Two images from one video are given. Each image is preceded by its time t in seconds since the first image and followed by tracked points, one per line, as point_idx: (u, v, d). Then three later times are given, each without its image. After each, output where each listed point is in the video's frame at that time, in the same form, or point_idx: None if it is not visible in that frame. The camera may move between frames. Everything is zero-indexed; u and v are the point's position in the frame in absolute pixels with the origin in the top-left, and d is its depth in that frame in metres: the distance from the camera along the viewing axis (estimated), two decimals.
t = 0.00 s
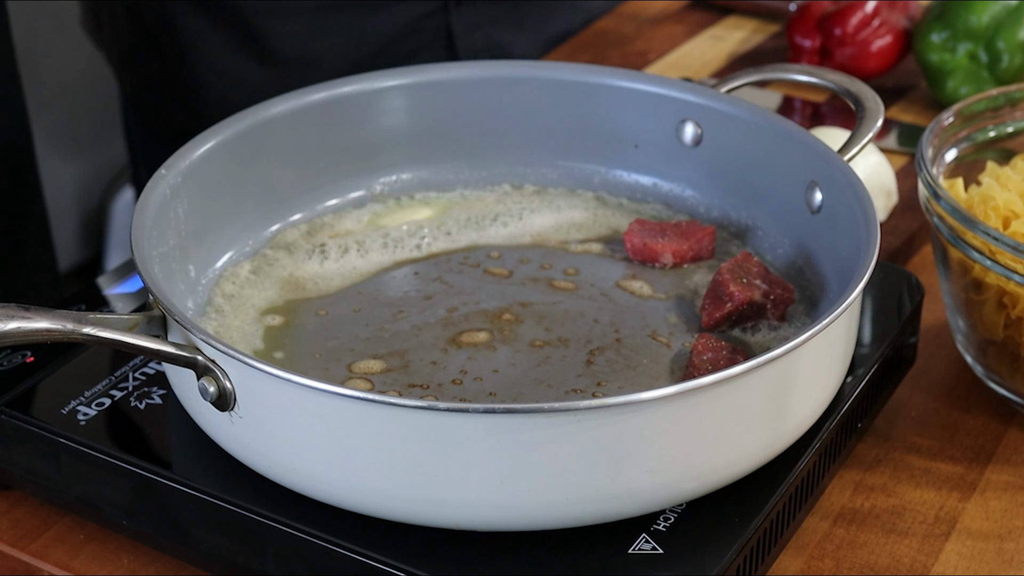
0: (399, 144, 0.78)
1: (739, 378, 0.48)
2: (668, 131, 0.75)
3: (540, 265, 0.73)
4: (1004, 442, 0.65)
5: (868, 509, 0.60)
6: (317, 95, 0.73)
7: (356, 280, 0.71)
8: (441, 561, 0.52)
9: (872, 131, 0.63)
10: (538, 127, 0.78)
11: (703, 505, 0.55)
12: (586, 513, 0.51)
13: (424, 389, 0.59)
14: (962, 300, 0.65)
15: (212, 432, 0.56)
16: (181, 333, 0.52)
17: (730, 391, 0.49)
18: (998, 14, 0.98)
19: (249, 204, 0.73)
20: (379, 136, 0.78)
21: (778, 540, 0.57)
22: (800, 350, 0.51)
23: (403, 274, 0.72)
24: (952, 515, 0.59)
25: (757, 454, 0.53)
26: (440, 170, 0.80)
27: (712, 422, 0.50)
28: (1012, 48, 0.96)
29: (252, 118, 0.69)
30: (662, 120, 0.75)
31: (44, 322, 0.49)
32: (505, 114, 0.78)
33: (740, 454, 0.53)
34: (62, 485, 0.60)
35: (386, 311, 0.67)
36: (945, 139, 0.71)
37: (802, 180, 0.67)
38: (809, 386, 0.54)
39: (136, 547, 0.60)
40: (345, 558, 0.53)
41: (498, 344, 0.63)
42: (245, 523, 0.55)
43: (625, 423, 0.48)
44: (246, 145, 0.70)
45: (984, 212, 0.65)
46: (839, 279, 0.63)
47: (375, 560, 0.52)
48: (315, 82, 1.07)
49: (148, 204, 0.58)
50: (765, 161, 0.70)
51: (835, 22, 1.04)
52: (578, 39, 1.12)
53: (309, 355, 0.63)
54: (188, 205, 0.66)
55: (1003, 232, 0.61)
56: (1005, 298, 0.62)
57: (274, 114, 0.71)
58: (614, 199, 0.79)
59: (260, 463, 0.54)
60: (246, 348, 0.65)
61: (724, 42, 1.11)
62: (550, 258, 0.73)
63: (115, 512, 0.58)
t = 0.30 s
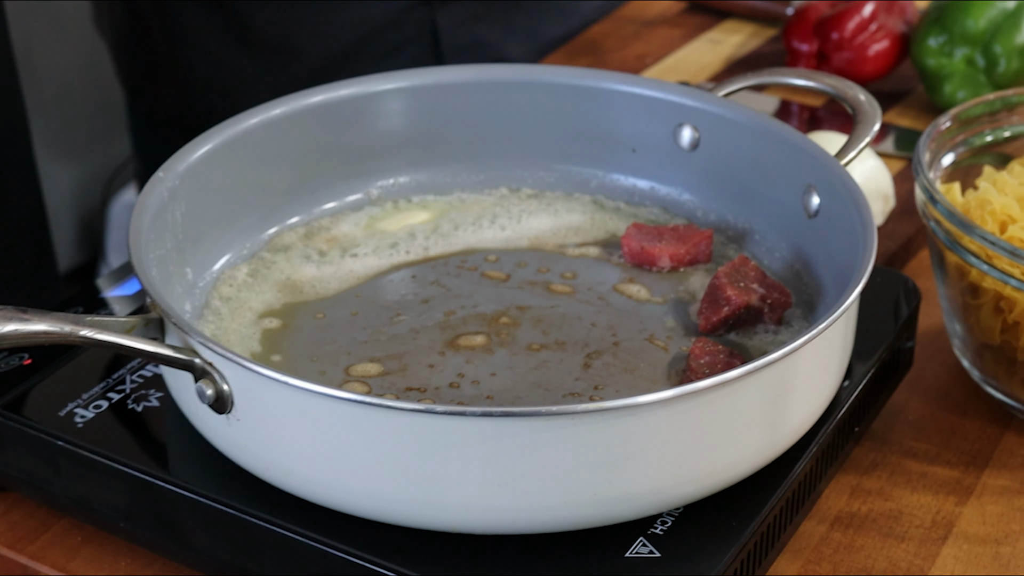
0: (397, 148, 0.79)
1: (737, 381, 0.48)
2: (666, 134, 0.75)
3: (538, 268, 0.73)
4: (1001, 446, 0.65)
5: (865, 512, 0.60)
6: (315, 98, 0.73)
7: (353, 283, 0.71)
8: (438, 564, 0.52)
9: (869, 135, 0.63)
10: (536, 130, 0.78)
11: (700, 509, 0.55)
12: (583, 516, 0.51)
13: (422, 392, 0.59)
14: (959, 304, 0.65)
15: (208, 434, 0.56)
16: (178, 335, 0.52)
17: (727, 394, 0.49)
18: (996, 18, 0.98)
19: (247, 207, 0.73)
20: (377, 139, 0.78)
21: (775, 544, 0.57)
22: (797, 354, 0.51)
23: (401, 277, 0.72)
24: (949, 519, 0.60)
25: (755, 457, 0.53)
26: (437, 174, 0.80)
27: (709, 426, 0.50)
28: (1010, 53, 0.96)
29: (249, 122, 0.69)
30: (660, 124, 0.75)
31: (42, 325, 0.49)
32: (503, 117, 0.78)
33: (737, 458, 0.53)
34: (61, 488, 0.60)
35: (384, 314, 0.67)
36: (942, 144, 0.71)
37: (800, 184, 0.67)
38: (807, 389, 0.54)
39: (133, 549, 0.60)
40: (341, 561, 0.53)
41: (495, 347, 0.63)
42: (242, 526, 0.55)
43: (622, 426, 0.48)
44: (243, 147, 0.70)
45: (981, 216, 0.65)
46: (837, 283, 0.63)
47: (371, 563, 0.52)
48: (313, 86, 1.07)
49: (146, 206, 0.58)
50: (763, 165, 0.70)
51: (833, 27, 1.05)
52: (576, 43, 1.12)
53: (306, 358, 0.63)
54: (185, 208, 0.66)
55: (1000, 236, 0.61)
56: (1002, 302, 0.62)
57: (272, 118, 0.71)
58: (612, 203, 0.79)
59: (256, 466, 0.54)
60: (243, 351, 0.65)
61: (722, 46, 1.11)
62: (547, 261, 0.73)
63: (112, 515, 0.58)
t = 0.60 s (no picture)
0: (407, 154, 0.79)
1: (745, 392, 0.48)
2: (676, 142, 0.75)
3: (547, 275, 0.73)
4: (1011, 454, 0.64)
5: (874, 521, 0.60)
6: (325, 105, 0.73)
7: (363, 290, 0.72)
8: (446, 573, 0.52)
9: (879, 142, 0.62)
10: (546, 137, 0.78)
11: (709, 519, 0.55)
12: (592, 527, 0.51)
13: (431, 400, 0.60)
14: (969, 313, 0.65)
15: (219, 442, 0.56)
16: (188, 344, 0.52)
17: (735, 406, 0.49)
18: (1006, 25, 0.97)
19: (257, 214, 0.73)
20: (387, 146, 0.78)
21: (783, 553, 0.57)
22: (806, 364, 0.51)
23: (411, 284, 0.72)
24: (958, 528, 0.59)
25: (764, 468, 0.53)
26: (447, 180, 0.81)
27: (718, 437, 0.50)
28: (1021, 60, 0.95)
29: (259, 129, 0.69)
30: (669, 130, 0.75)
31: (51, 332, 0.49)
32: (513, 124, 0.78)
33: (747, 469, 0.53)
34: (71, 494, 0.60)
35: (393, 321, 0.67)
36: (953, 151, 0.71)
37: (810, 193, 0.66)
38: (816, 398, 0.54)
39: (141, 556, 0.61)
40: (351, 570, 0.53)
41: (504, 355, 0.63)
42: (252, 533, 0.55)
43: (631, 437, 0.48)
44: (253, 154, 0.70)
45: (991, 225, 0.65)
46: (847, 292, 0.63)
47: (380, 572, 0.53)
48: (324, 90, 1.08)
49: (156, 214, 0.59)
50: (773, 174, 0.70)
51: (844, 33, 1.04)
52: (587, 47, 1.12)
53: (316, 366, 0.63)
54: (195, 215, 0.66)
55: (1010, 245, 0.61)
56: (1012, 311, 0.62)
57: (282, 125, 0.71)
58: (621, 210, 0.79)
59: (266, 474, 0.54)
60: (253, 359, 0.65)
61: (733, 51, 1.11)
62: (556, 268, 0.73)
63: (122, 522, 0.59)
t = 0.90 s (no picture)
0: (409, 155, 0.78)
1: (751, 393, 0.48)
2: (679, 142, 0.75)
3: (550, 276, 0.73)
4: (1015, 456, 0.64)
5: (878, 523, 0.60)
6: (327, 106, 0.72)
7: (364, 292, 0.71)
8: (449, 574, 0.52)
9: (883, 143, 0.62)
10: (548, 138, 0.78)
11: (713, 520, 0.55)
12: (597, 529, 0.51)
13: (434, 402, 0.59)
14: (973, 313, 0.65)
15: (221, 444, 0.56)
16: (190, 345, 0.52)
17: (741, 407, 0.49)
18: (1010, 23, 0.97)
19: (258, 215, 0.73)
20: (390, 147, 0.77)
21: (787, 555, 0.56)
22: (812, 365, 0.51)
23: (413, 285, 0.72)
24: (963, 530, 0.59)
25: (769, 469, 0.53)
26: (450, 181, 0.80)
27: (724, 439, 0.50)
28: None
29: (261, 130, 0.69)
30: (672, 131, 0.74)
31: (52, 334, 0.49)
32: (516, 125, 0.77)
33: (752, 470, 0.52)
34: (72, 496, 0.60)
35: (396, 323, 0.67)
36: (958, 151, 0.70)
37: (814, 193, 0.66)
38: (821, 399, 0.53)
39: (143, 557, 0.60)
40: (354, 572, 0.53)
41: (507, 356, 0.63)
42: (255, 536, 0.55)
43: (637, 439, 0.48)
44: (254, 155, 0.70)
45: (996, 225, 0.64)
46: (852, 293, 0.63)
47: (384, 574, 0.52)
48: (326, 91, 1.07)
49: (158, 216, 0.58)
50: (776, 174, 0.70)
51: (847, 33, 1.04)
52: (588, 48, 1.12)
53: (319, 367, 0.63)
54: (196, 216, 0.66)
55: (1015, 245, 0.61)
56: (1016, 311, 0.62)
57: (284, 126, 0.71)
58: (624, 211, 0.79)
59: (269, 476, 0.54)
60: (255, 360, 0.65)
61: (735, 52, 1.11)
62: (559, 269, 0.73)
63: (124, 525, 0.58)
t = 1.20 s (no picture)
0: (382, 155, 0.78)
1: (723, 394, 0.48)
2: (653, 142, 0.75)
3: (524, 276, 0.72)
4: (990, 455, 0.64)
5: (854, 523, 0.60)
6: (299, 106, 0.72)
7: (336, 293, 0.71)
8: None
9: (857, 142, 0.62)
10: (522, 138, 0.78)
11: (687, 521, 0.55)
12: (570, 530, 0.51)
13: (406, 403, 0.59)
14: (948, 312, 0.65)
15: (193, 447, 0.56)
16: (161, 347, 0.51)
17: (713, 407, 0.49)
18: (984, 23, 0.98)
19: (230, 216, 0.73)
20: (363, 146, 0.77)
21: (762, 555, 0.56)
22: (785, 365, 0.50)
23: (386, 286, 0.71)
24: (938, 529, 0.59)
25: (743, 469, 0.53)
26: (423, 182, 0.80)
27: (696, 439, 0.50)
28: (998, 59, 0.96)
29: (233, 130, 0.69)
30: (646, 130, 0.74)
31: (21, 336, 0.48)
32: (489, 125, 0.77)
33: (725, 470, 0.52)
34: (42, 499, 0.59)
35: (369, 324, 0.67)
36: (932, 150, 0.71)
37: (788, 193, 0.66)
38: (795, 399, 0.53)
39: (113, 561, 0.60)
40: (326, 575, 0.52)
41: (481, 357, 0.63)
42: (228, 539, 0.55)
43: (608, 439, 0.47)
44: (226, 156, 0.69)
45: (970, 224, 0.64)
46: (826, 292, 0.63)
47: None
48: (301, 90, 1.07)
49: (129, 217, 0.58)
50: (749, 174, 0.70)
51: (821, 33, 1.04)
52: (564, 48, 1.12)
53: (291, 369, 0.62)
54: (167, 217, 0.65)
55: (989, 244, 0.61)
56: (991, 311, 0.62)
57: (256, 126, 0.70)
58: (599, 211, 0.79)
59: (240, 479, 0.54)
60: (227, 362, 0.64)
61: (709, 51, 1.11)
62: (533, 269, 0.73)
63: (95, 528, 0.58)
